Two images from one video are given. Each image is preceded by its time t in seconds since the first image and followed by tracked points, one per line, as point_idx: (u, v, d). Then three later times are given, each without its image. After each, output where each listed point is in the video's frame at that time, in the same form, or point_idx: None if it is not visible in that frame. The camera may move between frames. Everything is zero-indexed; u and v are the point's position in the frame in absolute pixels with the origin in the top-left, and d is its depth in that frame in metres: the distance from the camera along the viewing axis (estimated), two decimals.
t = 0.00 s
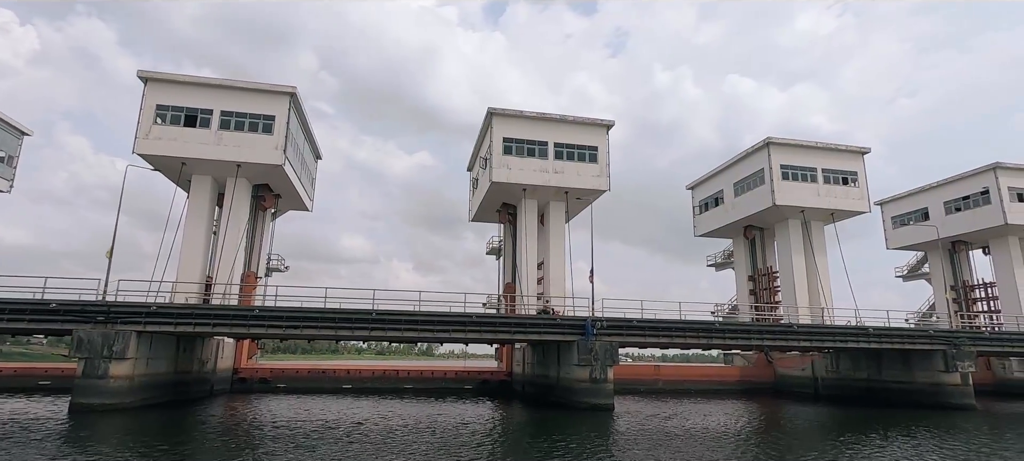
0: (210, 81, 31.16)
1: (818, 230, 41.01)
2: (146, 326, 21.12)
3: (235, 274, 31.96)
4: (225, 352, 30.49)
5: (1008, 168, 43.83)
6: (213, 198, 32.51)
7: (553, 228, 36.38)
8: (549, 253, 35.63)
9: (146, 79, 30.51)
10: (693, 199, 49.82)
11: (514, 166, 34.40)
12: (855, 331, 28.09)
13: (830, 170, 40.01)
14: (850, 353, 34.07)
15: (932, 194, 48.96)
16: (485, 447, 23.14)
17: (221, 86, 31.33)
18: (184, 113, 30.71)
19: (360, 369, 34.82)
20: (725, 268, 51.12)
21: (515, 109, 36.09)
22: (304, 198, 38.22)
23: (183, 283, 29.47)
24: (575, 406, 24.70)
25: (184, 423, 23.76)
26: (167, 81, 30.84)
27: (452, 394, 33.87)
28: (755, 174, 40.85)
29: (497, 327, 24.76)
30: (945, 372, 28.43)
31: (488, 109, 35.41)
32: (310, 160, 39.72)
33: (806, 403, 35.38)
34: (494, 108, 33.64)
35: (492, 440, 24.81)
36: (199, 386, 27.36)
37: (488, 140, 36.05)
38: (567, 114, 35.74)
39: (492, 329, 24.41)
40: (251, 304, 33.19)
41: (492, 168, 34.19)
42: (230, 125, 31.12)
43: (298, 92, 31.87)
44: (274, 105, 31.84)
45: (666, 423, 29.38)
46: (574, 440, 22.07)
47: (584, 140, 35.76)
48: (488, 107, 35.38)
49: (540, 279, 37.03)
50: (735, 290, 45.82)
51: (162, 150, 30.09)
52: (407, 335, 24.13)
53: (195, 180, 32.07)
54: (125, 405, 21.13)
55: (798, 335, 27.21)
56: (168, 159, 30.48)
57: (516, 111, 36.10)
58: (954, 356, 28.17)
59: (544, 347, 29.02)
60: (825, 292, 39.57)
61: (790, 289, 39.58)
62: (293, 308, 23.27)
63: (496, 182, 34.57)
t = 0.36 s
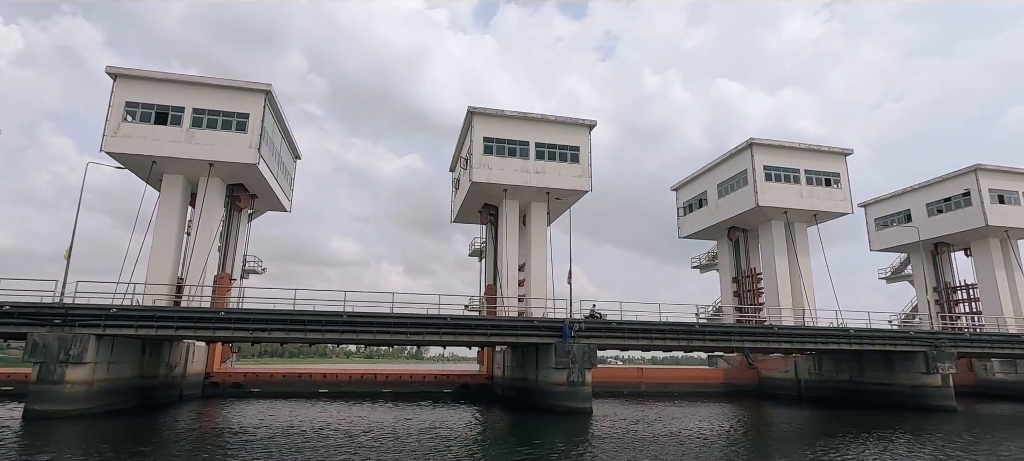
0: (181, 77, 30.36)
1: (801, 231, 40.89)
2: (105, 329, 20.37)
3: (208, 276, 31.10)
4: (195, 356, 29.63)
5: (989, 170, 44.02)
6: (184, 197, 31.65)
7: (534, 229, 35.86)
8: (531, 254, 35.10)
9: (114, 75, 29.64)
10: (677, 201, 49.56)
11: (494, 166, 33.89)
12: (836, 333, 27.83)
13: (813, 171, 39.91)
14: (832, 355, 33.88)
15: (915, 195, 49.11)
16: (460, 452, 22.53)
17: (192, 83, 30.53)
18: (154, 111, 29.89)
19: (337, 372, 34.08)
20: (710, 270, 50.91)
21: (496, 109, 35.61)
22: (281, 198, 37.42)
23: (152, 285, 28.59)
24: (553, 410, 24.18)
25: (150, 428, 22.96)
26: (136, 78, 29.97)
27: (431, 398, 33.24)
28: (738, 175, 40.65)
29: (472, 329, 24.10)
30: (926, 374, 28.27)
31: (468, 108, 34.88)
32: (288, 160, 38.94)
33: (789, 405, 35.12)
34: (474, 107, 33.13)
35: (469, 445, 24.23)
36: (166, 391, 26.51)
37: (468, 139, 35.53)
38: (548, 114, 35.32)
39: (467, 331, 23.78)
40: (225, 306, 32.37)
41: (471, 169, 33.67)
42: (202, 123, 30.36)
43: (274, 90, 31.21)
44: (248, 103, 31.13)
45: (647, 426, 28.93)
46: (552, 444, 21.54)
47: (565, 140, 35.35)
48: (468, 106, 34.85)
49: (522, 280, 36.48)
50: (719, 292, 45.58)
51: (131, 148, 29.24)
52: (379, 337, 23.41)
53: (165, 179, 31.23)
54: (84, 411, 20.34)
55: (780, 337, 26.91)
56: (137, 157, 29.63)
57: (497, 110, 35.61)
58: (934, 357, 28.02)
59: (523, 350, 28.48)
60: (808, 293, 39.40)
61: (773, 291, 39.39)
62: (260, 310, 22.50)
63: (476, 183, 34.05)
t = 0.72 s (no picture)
0: (152, 74, 29.59)
1: (785, 232, 40.69)
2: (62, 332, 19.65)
3: (180, 277, 30.30)
4: (166, 360, 28.83)
5: (971, 171, 44.13)
6: (156, 197, 30.84)
7: (516, 230, 35.35)
8: (513, 255, 34.58)
9: (83, 71, 28.82)
10: (663, 202, 49.26)
11: (475, 165, 33.37)
12: (819, 334, 27.54)
13: (797, 172, 39.74)
14: (816, 356, 33.63)
15: (899, 197, 49.17)
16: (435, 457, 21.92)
17: (165, 80, 29.79)
18: (124, 108, 29.11)
19: (315, 376, 33.31)
20: (695, 271, 50.64)
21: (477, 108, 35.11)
22: (258, 198, 36.62)
23: (120, 287, 27.75)
24: (530, 414, 23.64)
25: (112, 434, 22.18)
26: (106, 74, 29.17)
27: (411, 402, 32.59)
28: (723, 175, 40.40)
29: (448, 332, 23.44)
30: (909, 375, 28.04)
31: (449, 107, 34.35)
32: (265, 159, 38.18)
33: (774, 408, 34.83)
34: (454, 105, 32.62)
35: (446, 450, 23.59)
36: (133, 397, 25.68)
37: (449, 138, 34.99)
38: (530, 113, 34.87)
39: (442, 334, 23.16)
40: (198, 309, 31.55)
41: (452, 168, 33.12)
42: (174, 121, 29.60)
43: (248, 87, 30.53)
44: (222, 101, 30.42)
45: (629, 430, 28.45)
46: (528, 450, 20.97)
47: (547, 140, 34.90)
48: (449, 105, 34.32)
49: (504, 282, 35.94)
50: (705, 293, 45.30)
51: (99, 147, 28.42)
52: (351, 341, 22.67)
53: (136, 179, 30.41)
54: (40, 418, 19.59)
55: (762, 339, 26.56)
56: (106, 156, 28.82)
57: (478, 109, 35.12)
58: (917, 358, 27.82)
59: (502, 353, 27.91)
60: (793, 294, 39.19)
61: (758, 292, 39.14)
62: (227, 313, 21.71)
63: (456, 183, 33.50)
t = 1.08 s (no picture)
0: (123, 70, 28.78)
1: (770, 233, 40.45)
2: (18, 335, 18.87)
3: (152, 279, 29.48)
4: (135, 364, 28.01)
5: (955, 172, 44.16)
6: (126, 196, 29.99)
7: (498, 230, 34.79)
8: (495, 256, 34.01)
9: (50, 67, 27.95)
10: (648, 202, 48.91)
11: (456, 165, 32.80)
12: (802, 335, 27.20)
13: (782, 172, 39.54)
14: (801, 357, 33.33)
15: (884, 197, 49.16)
16: None
17: (136, 76, 28.99)
18: (93, 105, 28.29)
19: (292, 380, 32.53)
20: (682, 272, 50.33)
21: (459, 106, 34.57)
22: (234, 198, 35.80)
23: (87, 289, 26.90)
24: (508, 418, 23.07)
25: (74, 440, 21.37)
26: (74, 70, 28.32)
27: (390, 406, 31.90)
28: (708, 175, 40.11)
29: (424, 334, 22.72)
30: (892, 376, 27.77)
31: (430, 105, 33.79)
32: (243, 158, 37.35)
33: (759, 410, 34.48)
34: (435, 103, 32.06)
35: (421, 455, 22.98)
36: (99, 402, 24.84)
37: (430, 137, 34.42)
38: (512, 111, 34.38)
39: (417, 335, 22.52)
40: (171, 311, 30.76)
41: (432, 168, 32.53)
42: (146, 118, 28.83)
43: (223, 84, 29.80)
44: (195, 98, 29.67)
45: (611, 434, 27.97)
46: (504, 454, 20.41)
47: (530, 139, 34.42)
48: (430, 103, 33.76)
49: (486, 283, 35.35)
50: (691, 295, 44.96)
51: (66, 144, 27.59)
52: (323, 343, 21.74)
53: (106, 177, 29.56)
54: None
55: (744, 340, 26.20)
56: (74, 154, 27.98)
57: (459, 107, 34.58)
58: (900, 358, 27.56)
59: (482, 355, 27.33)
60: (778, 295, 38.93)
61: (743, 293, 38.85)
62: (192, 315, 20.68)
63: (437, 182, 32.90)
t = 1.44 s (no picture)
0: (92, 64, 27.94)
1: (755, 232, 40.20)
2: None
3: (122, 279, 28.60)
4: (103, 367, 27.17)
5: (939, 171, 44.17)
6: (96, 194, 29.16)
7: (480, 230, 34.23)
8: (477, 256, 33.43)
9: (15, 60, 27.10)
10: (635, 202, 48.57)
11: (437, 162, 32.25)
12: (785, 334, 26.89)
13: (767, 171, 39.29)
14: (785, 357, 33.05)
15: (869, 197, 49.14)
16: None
17: (106, 71, 28.18)
18: (60, 100, 27.45)
19: (267, 383, 31.79)
20: (668, 272, 50.02)
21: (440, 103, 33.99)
22: (210, 196, 35.02)
23: (53, 289, 26.04)
24: (484, 420, 22.51)
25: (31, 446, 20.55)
26: (41, 64, 27.48)
27: (369, 409, 31.25)
28: (693, 174, 39.80)
29: (398, 335, 22.07)
30: (876, 376, 27.49)
31: (410, 101, 33.17)
32: (220, 156, 36.56)
33: (743, 411, 34.17)
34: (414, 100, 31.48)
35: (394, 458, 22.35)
36: (62, 407, 24.02)
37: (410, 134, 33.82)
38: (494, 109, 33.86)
39: (391, 337, 21.87)
40: (142, 312, 29.94)
41: (412, 165, 31.96)
42: (115, 113, 28.03)
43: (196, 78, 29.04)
44: (168, 94, 28.91)
45: (592, 436, 27.50)
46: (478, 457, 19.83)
47: (512, 137, 33.90)
48: (410, 100, 33.16)
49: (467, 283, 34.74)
50: (677, 294, 44.62)
51: (32, 140, 26.74)
52: (293, 344, 21.07)
53: (75, 174, 28.74)
54: None
55: (727, 340, 25.83)
56: (40, 150, 27.12)
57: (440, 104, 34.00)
58: (884, 358, 27.30)
59: (460, 356, 26.74)
60: (763, 294, 38.64)
61: (728, 293, 38.55)
62: (155, 315, 19.93)
63: (417, 181, 32.35)
